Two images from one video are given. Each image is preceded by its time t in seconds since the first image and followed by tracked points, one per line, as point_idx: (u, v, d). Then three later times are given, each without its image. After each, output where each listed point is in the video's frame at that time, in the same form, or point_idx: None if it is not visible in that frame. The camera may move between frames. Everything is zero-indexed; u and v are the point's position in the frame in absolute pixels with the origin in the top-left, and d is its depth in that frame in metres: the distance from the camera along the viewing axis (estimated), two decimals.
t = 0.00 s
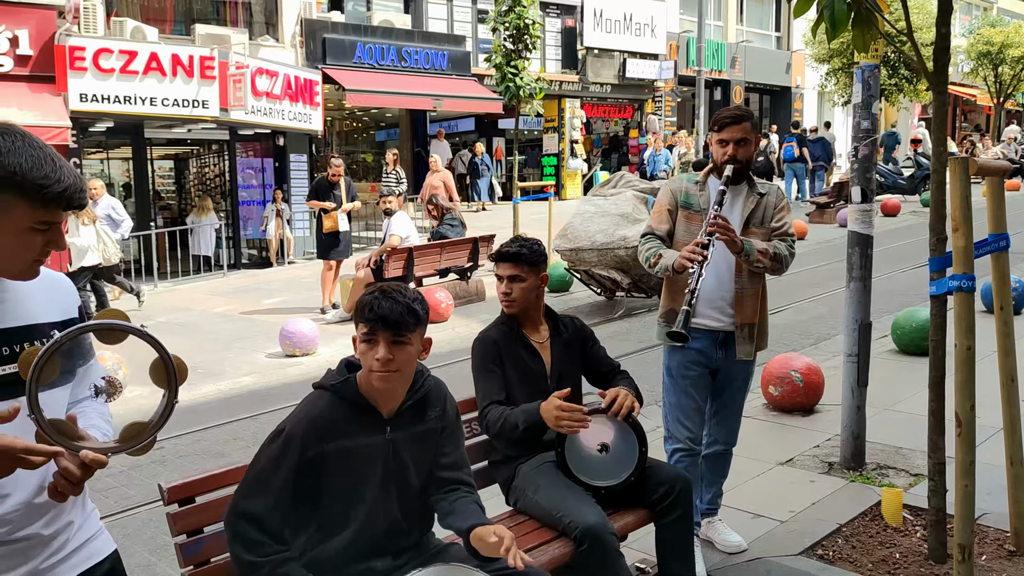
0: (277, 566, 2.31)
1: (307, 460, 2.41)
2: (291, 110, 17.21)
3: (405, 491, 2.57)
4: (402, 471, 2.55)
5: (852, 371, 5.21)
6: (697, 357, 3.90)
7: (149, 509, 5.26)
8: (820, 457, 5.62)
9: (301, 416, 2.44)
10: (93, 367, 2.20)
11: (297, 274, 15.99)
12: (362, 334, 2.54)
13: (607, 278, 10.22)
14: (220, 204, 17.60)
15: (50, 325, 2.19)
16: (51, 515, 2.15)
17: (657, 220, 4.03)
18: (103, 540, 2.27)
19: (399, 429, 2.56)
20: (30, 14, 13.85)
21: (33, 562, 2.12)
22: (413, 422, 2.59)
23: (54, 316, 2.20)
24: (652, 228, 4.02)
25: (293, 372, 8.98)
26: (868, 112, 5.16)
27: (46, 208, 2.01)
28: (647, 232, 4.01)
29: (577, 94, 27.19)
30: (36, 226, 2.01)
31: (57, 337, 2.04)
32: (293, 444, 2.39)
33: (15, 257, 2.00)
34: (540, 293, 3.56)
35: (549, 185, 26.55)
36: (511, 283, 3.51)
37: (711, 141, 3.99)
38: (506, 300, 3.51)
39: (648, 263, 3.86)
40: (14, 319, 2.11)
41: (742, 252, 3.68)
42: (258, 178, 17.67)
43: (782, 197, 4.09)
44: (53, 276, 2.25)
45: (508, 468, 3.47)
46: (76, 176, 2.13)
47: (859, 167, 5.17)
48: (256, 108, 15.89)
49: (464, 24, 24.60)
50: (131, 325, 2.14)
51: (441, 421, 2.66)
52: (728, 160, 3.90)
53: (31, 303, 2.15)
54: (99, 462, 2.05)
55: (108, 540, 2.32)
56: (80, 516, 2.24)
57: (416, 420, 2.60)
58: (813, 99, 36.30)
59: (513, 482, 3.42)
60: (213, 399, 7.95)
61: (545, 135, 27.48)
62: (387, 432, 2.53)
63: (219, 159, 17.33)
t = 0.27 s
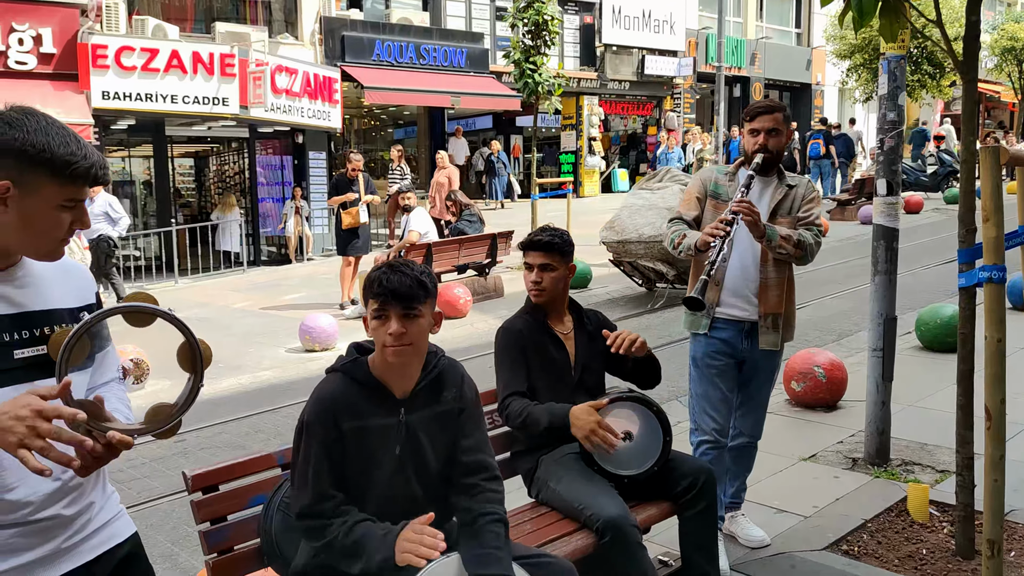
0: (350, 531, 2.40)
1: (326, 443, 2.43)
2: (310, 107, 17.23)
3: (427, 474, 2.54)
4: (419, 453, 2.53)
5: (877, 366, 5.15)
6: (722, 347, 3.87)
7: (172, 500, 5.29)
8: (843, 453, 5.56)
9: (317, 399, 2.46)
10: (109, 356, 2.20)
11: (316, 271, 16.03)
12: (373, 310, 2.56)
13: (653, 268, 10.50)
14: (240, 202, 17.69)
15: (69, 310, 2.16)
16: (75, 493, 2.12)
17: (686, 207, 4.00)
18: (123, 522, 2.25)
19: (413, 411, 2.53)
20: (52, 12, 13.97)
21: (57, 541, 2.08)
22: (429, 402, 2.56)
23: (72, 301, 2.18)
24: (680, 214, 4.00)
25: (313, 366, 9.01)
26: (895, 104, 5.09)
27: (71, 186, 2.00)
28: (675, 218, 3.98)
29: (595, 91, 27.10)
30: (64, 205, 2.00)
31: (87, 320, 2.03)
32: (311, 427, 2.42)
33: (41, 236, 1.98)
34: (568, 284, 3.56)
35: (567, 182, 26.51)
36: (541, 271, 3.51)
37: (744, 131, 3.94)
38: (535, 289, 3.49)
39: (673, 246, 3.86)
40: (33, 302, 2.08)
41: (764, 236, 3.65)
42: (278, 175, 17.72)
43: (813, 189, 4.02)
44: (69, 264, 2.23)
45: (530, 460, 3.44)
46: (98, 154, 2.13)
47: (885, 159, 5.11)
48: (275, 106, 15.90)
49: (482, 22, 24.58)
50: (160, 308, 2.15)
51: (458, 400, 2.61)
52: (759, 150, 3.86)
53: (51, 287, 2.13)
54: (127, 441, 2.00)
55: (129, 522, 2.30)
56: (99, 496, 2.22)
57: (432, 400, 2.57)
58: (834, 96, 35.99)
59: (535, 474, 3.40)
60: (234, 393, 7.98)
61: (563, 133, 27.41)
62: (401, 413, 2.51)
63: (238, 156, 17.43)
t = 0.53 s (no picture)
0: (359, 527, 2.35)
1: (350, 423, 2.42)
2: (329, 104, 17.27)
3: (448, 458, 2.54)
4: (441, 436, 2.54)
5: (900, 360, 5.10)
6: (745, 338, 3.84)
7: (193, 490, 5.32)
8: (865, 448, 5.51)
9: (341, 379, 2.45)
10: (120, 342, 2.18)
11: (336, 267, 16.07)
12: (405, 290, 2.55)
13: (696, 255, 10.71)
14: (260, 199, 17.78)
15: (86, 289, 2.16)
16: (94, 470, 2.12)
17: (709, 194, 3.97)
18: (140, 499, 2.25)
19: (436, 393, 2.55)
20: (76, 10, 14.08)
21: (79, 516, 2.07)
22: (452, 386, 2.60)
23: (87, 279, 2.18)
24: (703, 201, 3.96)
25: (332, 360, 9.03)
26: (919, 95, 5.03)
27: (92, 145, 2.04)
28: (698, 206, 3.95)
29: (614, 88, 26.99)
30: (88, 165, 2.04)
31: (107, 302, 2.03)
32: (336, 407, 2.41)
33: (75, 204, 2.02)
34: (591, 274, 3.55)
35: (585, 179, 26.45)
36: (565, 260, 3.48)
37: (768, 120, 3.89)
38: (558, 278, 3.46)
39: (697, 231, 3.83)
40: (52, 281, 2.07)
41: (789, 222, 3.61)
42: (297, 172, 17.79)
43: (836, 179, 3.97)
44: (81, 242, 2.23)
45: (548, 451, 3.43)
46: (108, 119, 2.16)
47: (910, 151, 5.05)
48: (294, 103, 15.95)
49: (501, 19, 24.54)
50: (174, 289, 2.14)
51: (481, 382, 2.67)
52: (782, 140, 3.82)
53: (69, 267, 2.13)
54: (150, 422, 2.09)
55: (144, 500, 2.29)
56: (115, 475, 2.21)
57: (455, 384, 2.61)
58: (856, 92, 35.66)
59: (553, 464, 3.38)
60: (254, 387, 8.02)
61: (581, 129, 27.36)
62: (426, 396, 2.53)
63: (258, 154, 17.52)
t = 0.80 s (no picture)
0: (390, 491, 2.36)
1: (371, 399, 2.43)
2: (347, 101, 17.32)
3: (464, 441, 2.55)
4: (459, 419, 2.54)
5: (920, 352, 5.06)
6: (763, 328, 3.82)
7: (211, 480, 5.37)
8: (884, 441, 5.47)
9: (363, 355, 2.48)
10: (138, 328, 2.19)
11: (354, 263, 16.12)
12: (435, 272, 2.59)
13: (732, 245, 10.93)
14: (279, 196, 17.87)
15: (106, 271, 2.20)
16: (113, 450, 2.15)
17: (726, 182, 3.95)
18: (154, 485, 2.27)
19: (455, 377, 2.56)
20: (97, 8, 14.21)
21: (97, 494, 2.10)
22: (471, 372, 2.59)
23: (107, 261, 2.23)
24: (721, 187, 3.93)
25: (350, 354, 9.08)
26: (939, 84, 4.97)
27: (97, 117, 2.06)
28: (716, 191, 3.93)
29: (632, 83, 26.90)
30: (97, 136, 2.06)
31: (128, 279, 2.04)
32: (357, 382, 2.43)
33: (90, 179, 2.05)
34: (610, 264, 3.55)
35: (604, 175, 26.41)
36: (586, 249, 3.47)
37: (787, 109, 3.86)
38: (578, 268, 3.46)
39: (715, 217, 3.81)
40: (75, 261, 2.12)
41: (810, 209, 3.58)
42: (315, 170, 17.86)
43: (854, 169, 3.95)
44: (102, 229, 2.28)
45: (564, 440, 3.43)
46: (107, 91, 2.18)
47: (930, 141, 5.01)
48: (313, 100, 16.00)
49: (518, 15, 24.50)
50: (193, 267, 2.14)
51: (499, 374, 2.63)
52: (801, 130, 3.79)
53: (89, 247, 2.18)
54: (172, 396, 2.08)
55: (156, 488, 2.31)
56: (132, 456, 2.23)
57: (475, 370, 2.59)
58: (878, 86, 35.35)
59: (569, 453, 3.38)
60: (273, 379, 8.07)
61: (599, 126, 27.30)
62: (444, 377, 2.54)
63: (277, 151, 17.61)
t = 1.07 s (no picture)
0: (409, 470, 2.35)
1: (394, 374, 2.42)
2: (365, 94, 17.35)
3: (481, 417, 2.57)
4: (475, 396, 2.56)
5: (936, 344, 5.02)
6: (777, 316, 3.80)
7: (226, 467, 5.40)
8: (900, 433, 5.43)
9: (386, 331, 2.46)
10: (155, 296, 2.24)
11: (371, 256, 16.16)
12: (465, 248, 2.57)
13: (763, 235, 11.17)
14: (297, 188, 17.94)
15: (121, 246, 2.22)
16: (120, 420, 2.16)
17: (739, 169, 3.92)
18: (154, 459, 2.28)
19: (473, 355, 2.57)
20: (117, 1, 14.31)
21: (103, 465, 2.11)
22: (488, 350, 2.62)
23: (123, 236, 2.24)
24: (733, 174, 3.91)
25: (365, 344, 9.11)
26: (959, 72, 4.92)
27: (101, 93, 2.08)
28: (728, 178, 3.91)
29: (650, 76, 26.77)
30: (102, 111, 2.08)
31: (141, 256, 2.06)
32: (382, 357, 2.41)
33: (96, 154, 2.07)
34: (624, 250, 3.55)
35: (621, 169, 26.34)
36: (607, 237, 3.47)
37: (801, 97, 3.83)
38: (598, 254, 3.46)
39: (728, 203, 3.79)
40: (91, 236, 2.14)
41: (824, 197, 3.56)
42: (333, 163, 17.90)
43: (868, 157, 3.92)
44: (118, 205, 2.30)
45: (575, 427, 3.43)
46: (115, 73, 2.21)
47: (948, 130, 4.96)
48: (331, 93, 16.04)
49: (536, 8, 24.43)
50: (204, 250, 2.16)
51: (513, 350, 2.69)
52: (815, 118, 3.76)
53: (106, 224, 2.20)
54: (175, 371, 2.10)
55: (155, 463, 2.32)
56: (139, 430, 2.25)
57: (491, 348, 2.63)
58: (899, 80, 35.00)
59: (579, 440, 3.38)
60: (288, 369, 8.11)
61: (617, 119, 27.20)
62: (463, 354, 2.55)
63: (295, 144, 17.68)
